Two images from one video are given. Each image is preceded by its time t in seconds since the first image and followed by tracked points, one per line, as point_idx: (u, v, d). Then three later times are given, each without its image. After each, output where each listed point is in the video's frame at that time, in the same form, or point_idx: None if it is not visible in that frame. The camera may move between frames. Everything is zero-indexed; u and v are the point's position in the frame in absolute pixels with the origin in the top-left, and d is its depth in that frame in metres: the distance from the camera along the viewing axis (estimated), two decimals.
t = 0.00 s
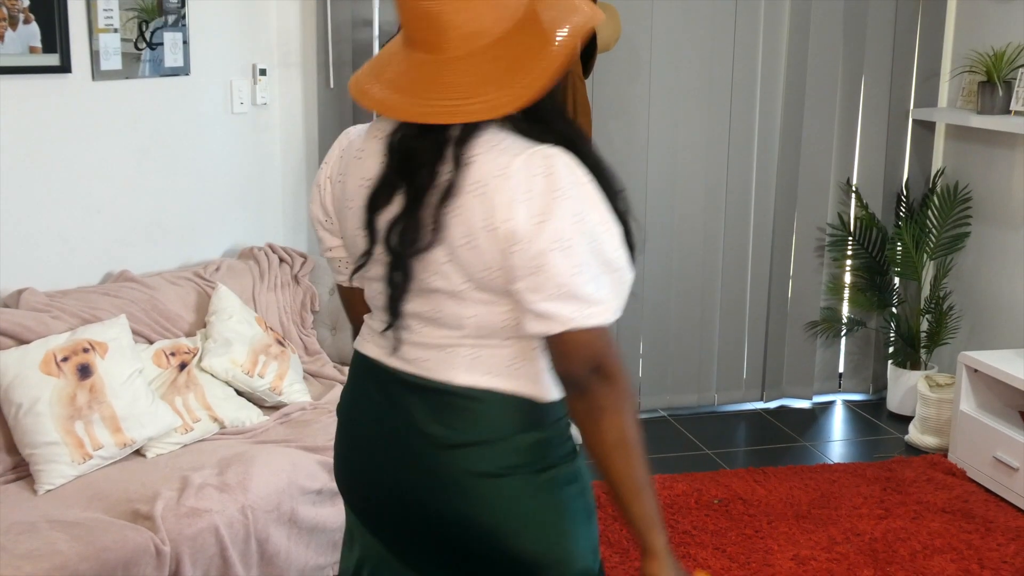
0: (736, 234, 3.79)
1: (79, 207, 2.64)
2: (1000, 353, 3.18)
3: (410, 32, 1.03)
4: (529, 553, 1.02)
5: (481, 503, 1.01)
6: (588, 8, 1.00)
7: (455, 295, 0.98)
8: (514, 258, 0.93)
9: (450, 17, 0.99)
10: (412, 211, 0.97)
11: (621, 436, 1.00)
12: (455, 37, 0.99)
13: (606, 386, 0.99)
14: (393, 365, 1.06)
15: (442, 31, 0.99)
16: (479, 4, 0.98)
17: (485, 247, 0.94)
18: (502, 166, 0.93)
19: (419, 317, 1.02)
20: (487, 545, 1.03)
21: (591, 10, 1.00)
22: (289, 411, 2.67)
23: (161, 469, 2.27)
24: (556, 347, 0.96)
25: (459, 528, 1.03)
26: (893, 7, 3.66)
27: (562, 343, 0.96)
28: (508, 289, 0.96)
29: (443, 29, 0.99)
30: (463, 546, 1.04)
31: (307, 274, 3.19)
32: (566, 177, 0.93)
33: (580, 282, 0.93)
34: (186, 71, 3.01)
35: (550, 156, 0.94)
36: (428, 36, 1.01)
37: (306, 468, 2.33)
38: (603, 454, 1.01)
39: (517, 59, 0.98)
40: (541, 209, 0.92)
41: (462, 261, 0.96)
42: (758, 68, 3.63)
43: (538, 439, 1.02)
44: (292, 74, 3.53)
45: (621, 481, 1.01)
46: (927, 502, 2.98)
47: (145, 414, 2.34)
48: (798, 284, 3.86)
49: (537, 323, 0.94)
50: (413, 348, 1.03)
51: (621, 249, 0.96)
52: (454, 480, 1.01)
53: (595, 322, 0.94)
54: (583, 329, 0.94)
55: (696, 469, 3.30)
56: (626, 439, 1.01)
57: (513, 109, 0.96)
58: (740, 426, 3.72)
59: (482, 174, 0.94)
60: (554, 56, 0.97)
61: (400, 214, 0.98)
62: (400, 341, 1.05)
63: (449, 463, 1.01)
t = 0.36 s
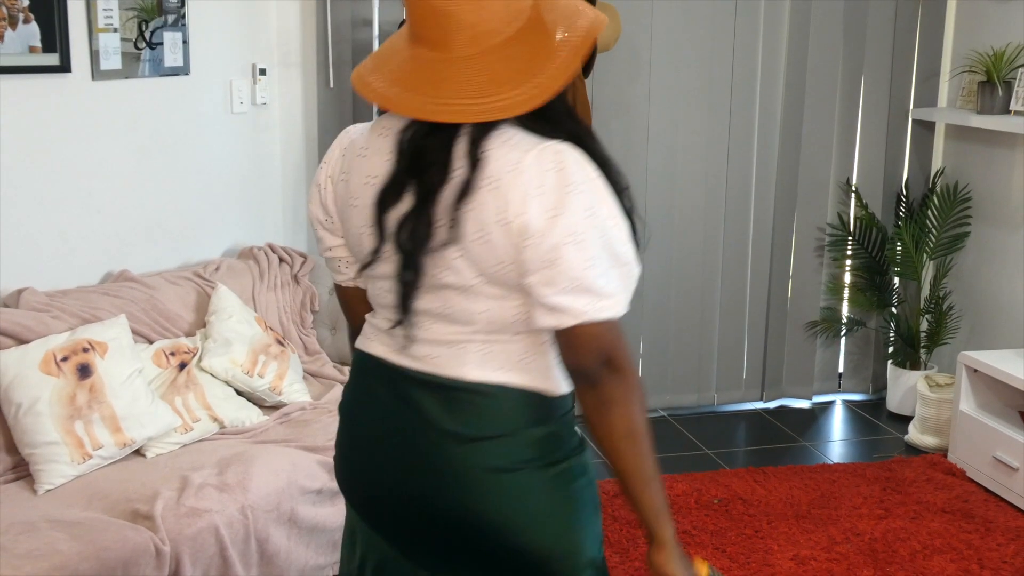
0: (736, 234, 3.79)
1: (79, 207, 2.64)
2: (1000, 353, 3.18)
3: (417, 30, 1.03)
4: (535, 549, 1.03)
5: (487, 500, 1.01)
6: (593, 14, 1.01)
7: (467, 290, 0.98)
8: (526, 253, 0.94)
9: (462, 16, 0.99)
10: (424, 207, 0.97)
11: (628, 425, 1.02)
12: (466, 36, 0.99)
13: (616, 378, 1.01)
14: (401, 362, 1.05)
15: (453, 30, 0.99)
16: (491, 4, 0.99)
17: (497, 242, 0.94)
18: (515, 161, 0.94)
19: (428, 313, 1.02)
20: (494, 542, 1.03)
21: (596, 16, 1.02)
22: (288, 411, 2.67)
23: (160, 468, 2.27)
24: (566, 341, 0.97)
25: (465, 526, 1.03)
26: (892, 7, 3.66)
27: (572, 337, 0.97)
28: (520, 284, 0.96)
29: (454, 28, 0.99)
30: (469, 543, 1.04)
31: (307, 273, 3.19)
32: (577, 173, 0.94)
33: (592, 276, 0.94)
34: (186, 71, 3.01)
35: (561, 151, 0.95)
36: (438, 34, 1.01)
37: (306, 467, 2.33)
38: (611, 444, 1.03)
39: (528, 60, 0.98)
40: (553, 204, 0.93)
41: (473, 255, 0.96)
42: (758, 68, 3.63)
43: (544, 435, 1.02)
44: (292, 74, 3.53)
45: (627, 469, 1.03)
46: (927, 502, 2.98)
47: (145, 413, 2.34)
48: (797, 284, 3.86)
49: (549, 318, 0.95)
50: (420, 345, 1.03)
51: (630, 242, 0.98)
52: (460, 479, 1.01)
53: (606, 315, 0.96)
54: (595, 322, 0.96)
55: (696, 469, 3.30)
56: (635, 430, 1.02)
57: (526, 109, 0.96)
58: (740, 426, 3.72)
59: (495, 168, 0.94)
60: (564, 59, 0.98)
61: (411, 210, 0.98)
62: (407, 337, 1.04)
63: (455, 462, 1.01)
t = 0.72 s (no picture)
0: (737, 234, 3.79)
1: (79, 206, 2.64)
2: (1001, 353, 3.18)
3: (424, 26, 1.03)
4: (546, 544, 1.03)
5: (498, 496, 1.01)
6: (599, 16, 1.03)
7: (478, 285, 0.98)
8: (539, 246, 0.95)
9: (473, 14, 0.99)
10: (436, 202, 0.97)
11: (634, 417, 1.04)
12: (476, 34, 1.00)
13: (624, 371, 1.02)
14: (406, 360, 1.05)
15: (463, 27, 1.00)
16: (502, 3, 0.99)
17: (510, 236, 0.95)
18: (528, 156, 0.94)
19: (438, 310, 1.01)
20: (504, 537, 1.03)
21: (601, 19, 1.03)
22: (288, 411, 2.67)
23: (161, 468, 2.27)
24: (576, 334, 0.99)
25: (474, 522, 1.03)
26: (893, 7, 3.66)
27: (582, 329, 0.98)
28: (531, 278, 0.97)
29: (464, 25, 1.00)
30: (478, 540, 1.04)
31: (307, 273, 3.19)
32: (587, 168, 0.95)
33: (603, 269, 0.96)
34: (186, 71, 3.01)
35: (571, 146, 0.96)
36: (447, 32, 1.01)
37: (306, 467, 2.33)
38: (618, 437, 1.04)
39: (537, 60, 0.99)
40: (564, 198, 0.94)
41: (485, 250, 0.96)
42: (758, 68, 3.63)
43: (555, 430, 1.03)
44: (292, 74, 3.53)
45: (634, 463, 1.04)
46: (927, 502, 2.98)
47: (145, 413, 2.34)
48: (798, 284, 3.86)
49: (561, 311, 0.96)
50: (428, 342, 1.02)
51: (636, 235, 0.99)
52: (472, 475, 1.01)
53: (613, 307, 0.97)
54: (603, 313, 0.97)
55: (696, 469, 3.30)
56: (643, 422, 1.04)
57: (538, 108, 0.97)
58: (740, 426, 3.72)
59: (507, 162, 0.94)
60: (573, 59, 1.00)
61: (422, 206, 0.98)
62: (415, 335, 1.04)
63: (467, 458, 1.01)
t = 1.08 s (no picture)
0: (737, 234, 3.79)
1: (80, 206, 2.64)
2: (1001, 354, 3.18)
3: (431, 23, 1.03)
4: (555, 539, 1.04)
5: (509, 489, 1.02)
6: (599, 19, 1.05)
7: (488, 280, 0.99)
8: (551, 240, 0.96)
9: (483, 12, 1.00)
10: (447, 199, 0.97)
11: (641, 413, 1.04)
12: (485, 32, 1.01)
13: (630, 365, 1.03)
14: (413, 357, 1.05)
15: (472, 25, 1.01)
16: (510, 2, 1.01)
17: (523, 230, 0.97)
18: (539, 151, 0.96)
19: (447, 306, 1.02)
20: (514, 532, 1.03)
21: (601, 20, 1.06)
22: (288, 411, 2.67)
23: (160, 468, 2.27)
24: (584, 328, 1.00)
25: (485, 517, 1.03)
26: (892, 8, 3.66)
27: (591, 324, 1.00)
28: (541, 273, 0.99)
29: (473, 23, 1.01)
30: (487, 535, 1.04)
31: (307, 274, 3.19)
32: (597, 163, 0.97)
33: (613, 263, 0.98)
34: (186, 71, 3.01)
35: (580, 142, 0.98)
36: (456, 29, 1.01)
37: (306, 468, 2.33)
38: (624, 429, 1.04)
39: (544, 60, 1.01)
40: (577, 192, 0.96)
41: (497, 245, 0.97)
42: (758, 69, 3.63)
43: (563, 425, 1.04)
44: (292, 75, 3.53)
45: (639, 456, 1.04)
46: (927, 503, 2.98)
47: (145, 414, 2.34)
48: (797, 285, 3.86)
49: (569, 305, 0.98)
50: (437, 338, 1.03)
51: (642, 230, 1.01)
52: (484, 468, 1.01)
53: (621, 301, 0.99)
54: (611, 307, 0.99)
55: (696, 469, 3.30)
56: (647, 416, 1.04)
57: (547, 106, 0.99)
58: (740, 427, 3.72)
59: (519, 157, 0.96)
60: (578, 59, 1.02)
61: (433, 203, 0.98)
62: (424, 331, 1.04)
63: (479, 451, 1.01)
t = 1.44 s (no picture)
0: (737, 235, 3.79)
1: (81, 205, 2.64)
2: (1001, 355, 3.18)
3: (435, 21, 1.04)
4: (565, 536, 1.04)
5: (520, 488, 1.02)
6: (602, 20, 1.06)
7: (498, 275, 1.00)
8: (560, 235, 0.97)
9: (488, 11, 1.01)
10: (458, 194, 0.98)
11: (645, 403, 1.06)
12: (490, 32, 1.01)
13: (634, 358, 1.05)
14: (421, 354, 1.05)
15: (477, 25, 1.01)
16: (514, 2, 1.01)
17: (533, 224, 0.97)
18: (550, 146, 0.97)
19: (457, 303, 1.02)
20: (525, 530, 1.03)
21: (602, 21, 1.07)
22: (288, 412, 2.67)
23: (161, 469, 2.27)
24: (590, 323, 1.01)
25: (496, 516, 1.03)
26: (892, 9, 3.66)
27: (597, 319, 1.01)
28: (550, 268, 1.00)
29: (478, 23, 1.01)
30: (497, 533, 1.04)
31: (307, 275, 3.18)
32: (604, 158, 0.98)
33: (622, 258, 0.99)
34: (186, 71, 3.00)
35: (587, 138, 0.99)
36: (461, 28, 1.02)
37: (306, 469, 2.33)
38: (628, 422, 1.07)
39: (546, 59, 1.02)
40: (586, 188, 0.97)
41: (509, 240, 0.98)
42: (758, 70, 3.64)
43: (573, 419, 1.05)
44: (292, 75, 3.53)
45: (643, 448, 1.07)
46: (927, 504, 2.98)
47: (145, 414, 2.34)
48: (797, 286, 3.86)
49: (577, 300, 0.99)
50: (445, 335, 1.03)
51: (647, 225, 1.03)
52: (496, 466, 1.02)
53: (629, 295, 1.00)
54: (619, 301, 1.00)
55: (696, 470, 3.30)
56: (650, 409, 1.06)
57: (551, 105, 1.00)
58: (740, 428, 3.72)
59: (530, 153, 0.97)
60: (582, 59, 1.03)
61: (444, 198, 0.98)
62: (432, 328, 1.04)
63: (490, 449, 1.01)
